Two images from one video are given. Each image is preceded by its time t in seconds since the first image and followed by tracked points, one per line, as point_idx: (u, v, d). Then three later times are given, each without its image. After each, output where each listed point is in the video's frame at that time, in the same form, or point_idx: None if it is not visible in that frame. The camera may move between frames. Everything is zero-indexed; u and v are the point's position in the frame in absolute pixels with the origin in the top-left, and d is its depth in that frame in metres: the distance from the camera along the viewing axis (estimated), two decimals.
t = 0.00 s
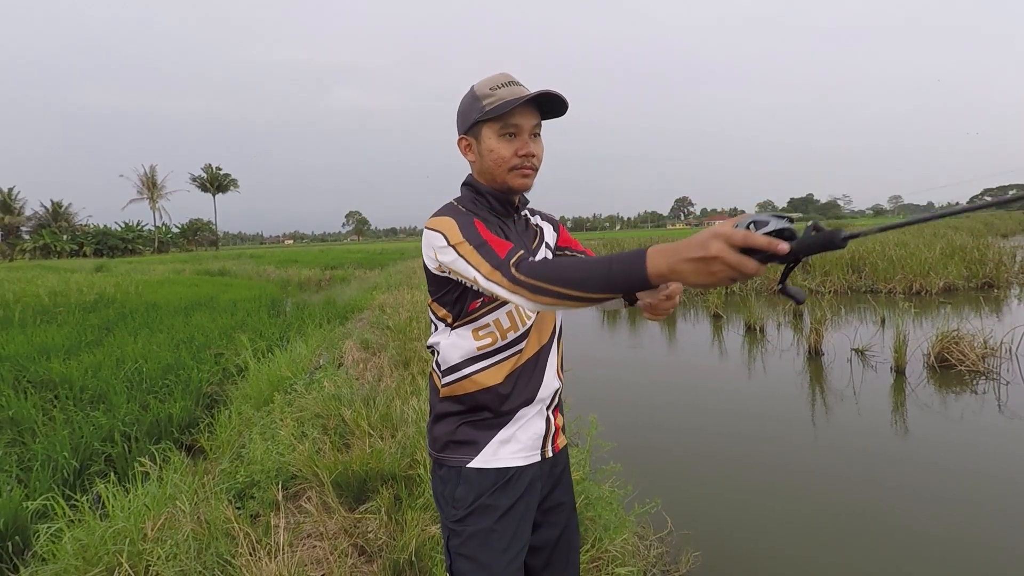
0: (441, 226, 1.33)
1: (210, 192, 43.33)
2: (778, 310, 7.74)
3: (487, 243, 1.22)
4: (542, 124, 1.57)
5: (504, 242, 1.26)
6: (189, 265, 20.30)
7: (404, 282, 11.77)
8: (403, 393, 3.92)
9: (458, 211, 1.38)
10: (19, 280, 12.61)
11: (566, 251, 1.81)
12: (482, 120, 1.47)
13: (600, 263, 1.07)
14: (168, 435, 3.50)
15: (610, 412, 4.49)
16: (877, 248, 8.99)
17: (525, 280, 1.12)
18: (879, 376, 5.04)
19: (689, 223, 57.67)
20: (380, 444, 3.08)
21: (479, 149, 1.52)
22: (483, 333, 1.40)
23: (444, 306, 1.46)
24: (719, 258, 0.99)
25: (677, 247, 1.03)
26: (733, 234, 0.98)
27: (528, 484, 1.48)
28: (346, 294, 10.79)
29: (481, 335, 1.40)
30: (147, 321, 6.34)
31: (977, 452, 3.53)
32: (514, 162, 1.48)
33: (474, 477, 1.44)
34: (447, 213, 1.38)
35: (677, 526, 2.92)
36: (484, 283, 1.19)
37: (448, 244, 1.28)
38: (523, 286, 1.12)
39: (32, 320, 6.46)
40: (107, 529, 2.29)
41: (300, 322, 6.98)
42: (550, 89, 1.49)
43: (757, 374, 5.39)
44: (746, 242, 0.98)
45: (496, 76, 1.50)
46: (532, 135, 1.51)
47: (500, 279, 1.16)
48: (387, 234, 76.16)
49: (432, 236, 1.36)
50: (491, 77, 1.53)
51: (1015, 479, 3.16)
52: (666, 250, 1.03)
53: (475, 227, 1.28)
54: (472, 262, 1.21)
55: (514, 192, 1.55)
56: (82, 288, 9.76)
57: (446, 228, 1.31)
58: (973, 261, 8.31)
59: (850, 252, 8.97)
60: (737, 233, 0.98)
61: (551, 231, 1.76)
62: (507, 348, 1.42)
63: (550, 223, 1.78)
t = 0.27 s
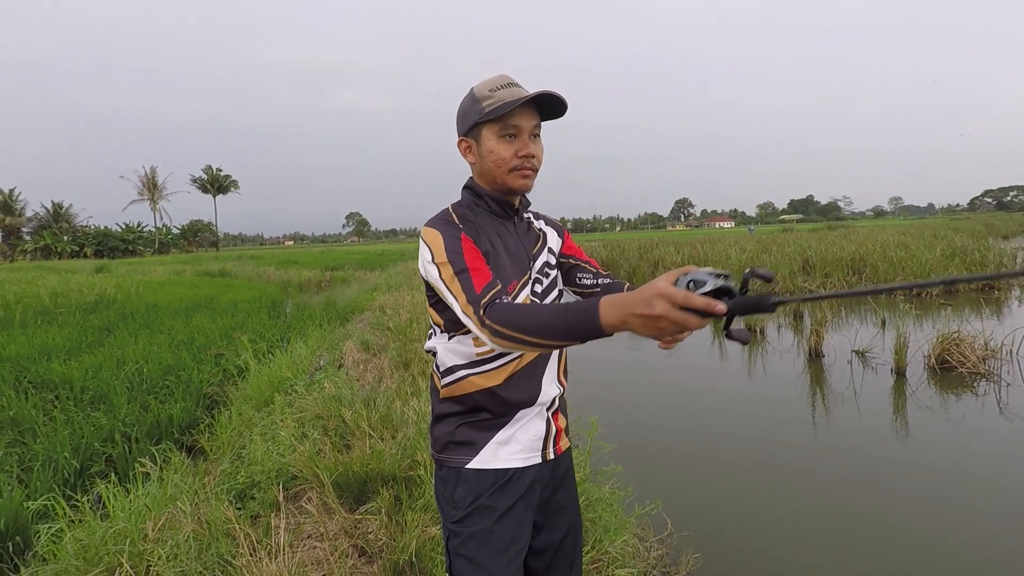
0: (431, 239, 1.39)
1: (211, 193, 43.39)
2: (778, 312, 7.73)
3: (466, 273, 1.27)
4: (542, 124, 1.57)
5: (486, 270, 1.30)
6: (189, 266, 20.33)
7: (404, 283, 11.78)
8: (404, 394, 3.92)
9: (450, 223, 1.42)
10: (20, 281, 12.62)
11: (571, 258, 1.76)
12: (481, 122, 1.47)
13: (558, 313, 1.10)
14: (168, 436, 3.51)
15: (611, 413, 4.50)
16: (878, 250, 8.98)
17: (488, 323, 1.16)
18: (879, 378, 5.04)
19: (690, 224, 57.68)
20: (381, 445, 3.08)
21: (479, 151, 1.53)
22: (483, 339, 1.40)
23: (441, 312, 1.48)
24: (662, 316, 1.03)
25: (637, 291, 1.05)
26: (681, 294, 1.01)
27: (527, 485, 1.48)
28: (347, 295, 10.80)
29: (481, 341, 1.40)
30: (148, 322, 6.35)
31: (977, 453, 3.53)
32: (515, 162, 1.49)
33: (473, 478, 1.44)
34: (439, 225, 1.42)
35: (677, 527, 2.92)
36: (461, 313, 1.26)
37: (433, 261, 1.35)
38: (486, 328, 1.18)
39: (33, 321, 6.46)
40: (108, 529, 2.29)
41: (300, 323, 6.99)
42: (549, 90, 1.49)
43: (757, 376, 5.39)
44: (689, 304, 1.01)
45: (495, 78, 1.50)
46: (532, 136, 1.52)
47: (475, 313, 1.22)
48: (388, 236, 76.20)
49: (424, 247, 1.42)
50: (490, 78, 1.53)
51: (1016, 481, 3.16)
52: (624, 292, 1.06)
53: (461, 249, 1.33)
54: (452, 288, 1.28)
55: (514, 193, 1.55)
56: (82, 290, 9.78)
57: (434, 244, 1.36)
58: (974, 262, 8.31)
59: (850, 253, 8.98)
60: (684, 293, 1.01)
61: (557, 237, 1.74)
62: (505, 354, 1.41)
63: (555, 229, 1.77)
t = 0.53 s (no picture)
0: (424, 247, 1.43)
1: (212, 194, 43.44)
2: (778, 313, 7.73)
3: (448, 295, 1.31)
4: (541, 124, 1.58)
5: (469, 292, 1.32)
6: (190, 266, 20.36)
7: (405, 284, 11.78)
8: (404, 395, 3.92)
9: (443, 230, 1.44)
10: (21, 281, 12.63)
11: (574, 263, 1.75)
12: (481, 122, 1.48)
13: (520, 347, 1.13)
14: (169, 435, 3.51)
15: (612, 414, 4.50)
16: (879, 251, 8.98)
17: (461, 349, 1.21)
18: (880, 379, 5.04)
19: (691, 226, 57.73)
20: (381, 445, 3.08)
21: (479, 151, 1.53)
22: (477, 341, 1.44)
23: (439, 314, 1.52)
24: (615, 362, 1.07)
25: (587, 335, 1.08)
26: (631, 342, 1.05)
27: (525, 486, 1.48)
28: (347, 295, 10.81)
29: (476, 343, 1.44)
30: (149, 322, 6.36)
31: (978, 455, 3.53)
32: (515, 162, 1.49)
33: (472, 478, 1.45)
34: (433, 230, 1.45)
35: (678, 528, 2.92)
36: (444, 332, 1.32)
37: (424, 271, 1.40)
38: (459, 354, 1.22)
39: (35, 321, 6.47)
40: (109, 529, 2.29)
41: (301, 323, 7.00)
42: (549, 89, 1.50)
43: (758, 377, 5.39)
44: (639, 354, 1.05)
45: (494, 79, 1.51)
46: (533, 136, 1.52)
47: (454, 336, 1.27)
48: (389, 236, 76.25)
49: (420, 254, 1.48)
50: (490, 79, 1.54)
51: (1017, 483, 3.16)
52: (577, 337, 1.09)
53: (449, 265, 1.36)
54: (437, 305, 1.34)
55: (515, 193, 1.56)
56: (83, 289, 9.79)
57: (426, 253, 1.40)
58: (975, 264, 8.30)
59: (851, 255, 8.98)
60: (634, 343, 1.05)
61: (561, 241, 1.74)
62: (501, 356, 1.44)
63: (559, 232, 1.76)
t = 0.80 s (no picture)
0: (418, 254, 1.47)
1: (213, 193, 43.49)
2: (779, 314, 7.72)
3: (434, 307, 1.35)
4: (542, 123, 1.58)
5: (455, 307, 1.36)
6: (191, 266, 20.38)
7: (406, 284, 11.79)
8: (405, 394, 3.92)
9: (437, 236, 1.46)
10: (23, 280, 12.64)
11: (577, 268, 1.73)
12: (482, 122, 1.48)
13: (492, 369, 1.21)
14: (170, 435, 3.52)
15: (613, 415, 4.50)
16: (880, 252, 8.96)
17: (441, 367, 1.29)
18: (881, 380, 5.03)
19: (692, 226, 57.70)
20: (382, 445, 3.08)
21: (479, 151, 1.53)
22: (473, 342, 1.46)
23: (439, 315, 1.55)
24: (575, 397, 1.14)
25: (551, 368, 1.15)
26: (590, 381, 1.11)
27: (525, 486, 1.47)
28: (348, 295, 10.82)
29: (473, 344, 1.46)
30: (150, 321, 6.37)
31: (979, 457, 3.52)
32: (515, 162, 1.49)
33: (472, 477, 1.45)
34: (429, 235, 1.48)
35: (678, 529, 2.92)
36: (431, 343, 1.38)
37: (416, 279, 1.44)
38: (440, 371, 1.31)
39: (36, 320, 6.48)
40: (110, 528, 2.30)
41: (303, 323, 7.01)
42: (549, 88, 1.50)
43: (759, 378, 5.38)
44: (597, 392, 1.12)
45: (494, 78, 1.51)
46: (533, 135, 1.52)
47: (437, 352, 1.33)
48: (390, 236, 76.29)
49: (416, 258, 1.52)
50: (489, 79, 1.54)
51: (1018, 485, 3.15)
52: (542, 369, 1.16)
53: (438, 275, 1.39)
54: (426, 315, 1.39)
55: (516, 192, 1.56)
56: (85, 289, 9.80)
57: (420, 259, 1.44)
58: (977, 265, 8.28)
59: (852, 256, 8.97)
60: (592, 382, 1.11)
61: (564, 243, 1.72)
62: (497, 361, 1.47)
63: (563, 234, 1.74)
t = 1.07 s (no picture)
0: (417, 257, 1.50)
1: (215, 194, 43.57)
2: (781, 312, 7.71)
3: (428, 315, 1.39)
4: (543, 123, 1.58)
5: (448, 313, 1.39)
6: (194, 267, 20.42)
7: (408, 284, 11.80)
8: (407, 394, 3.93)
9: (434, 240, 1.48)
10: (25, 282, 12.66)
11: (580, 271, 1.71)
12: (482, 122, 1.48)
13: (480, 380, 1.28)
14: (174, 435, 3.53)
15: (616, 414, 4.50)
16: (883, 250, 8.94)
17: (433, 374, 1.36)
18: (884, 379, 5.02)
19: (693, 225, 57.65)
20: (385, 445, 3.09)
21: (480, 151, 1.53)
22: (474, 341, 1.48)
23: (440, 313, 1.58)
24: (556, 424, 1.21)
25: (529, 392, 1.22)
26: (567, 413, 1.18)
27: (526, 486, 1.47)
28: (350, 295, 10.83)
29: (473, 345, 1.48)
30: (153, 322, 6.38)
31: (982, 456, 3.51)
32: (517, 162, 1.49)
33: (472, 477, 1.45)
34: (426, 239, 1.50)
35: (681, 528, 2.92)
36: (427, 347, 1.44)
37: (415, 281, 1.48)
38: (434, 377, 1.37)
39: (39, 322, 6.50)
40: (114, 528, 2.31)
41: (305, 324, 7.02)
42: (549, 88, 1.50)
43: (762, 377, 5.37)
44: (574, 419, 1.19)
45: (494, 78, 1.51)
46: (534, 135, 1.52)
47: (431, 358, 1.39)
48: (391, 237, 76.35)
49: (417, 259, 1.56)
50: (490, 78, 1.54)
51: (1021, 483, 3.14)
52: (520, 397, 1.22)
53: (433, 281, 1.42)
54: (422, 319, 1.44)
55: (517, 192, 1.55)
56: (88, 290, 9.82)
57: (418, 263, 1.47)
58: (980, 263, 8.26)
59: (854, 254, 8.95)
60: (568, 412, 1.18)
61: (569, 245, 1.70)
62: (495, 361, 1.47)
63: (567, 235, 1.72)
